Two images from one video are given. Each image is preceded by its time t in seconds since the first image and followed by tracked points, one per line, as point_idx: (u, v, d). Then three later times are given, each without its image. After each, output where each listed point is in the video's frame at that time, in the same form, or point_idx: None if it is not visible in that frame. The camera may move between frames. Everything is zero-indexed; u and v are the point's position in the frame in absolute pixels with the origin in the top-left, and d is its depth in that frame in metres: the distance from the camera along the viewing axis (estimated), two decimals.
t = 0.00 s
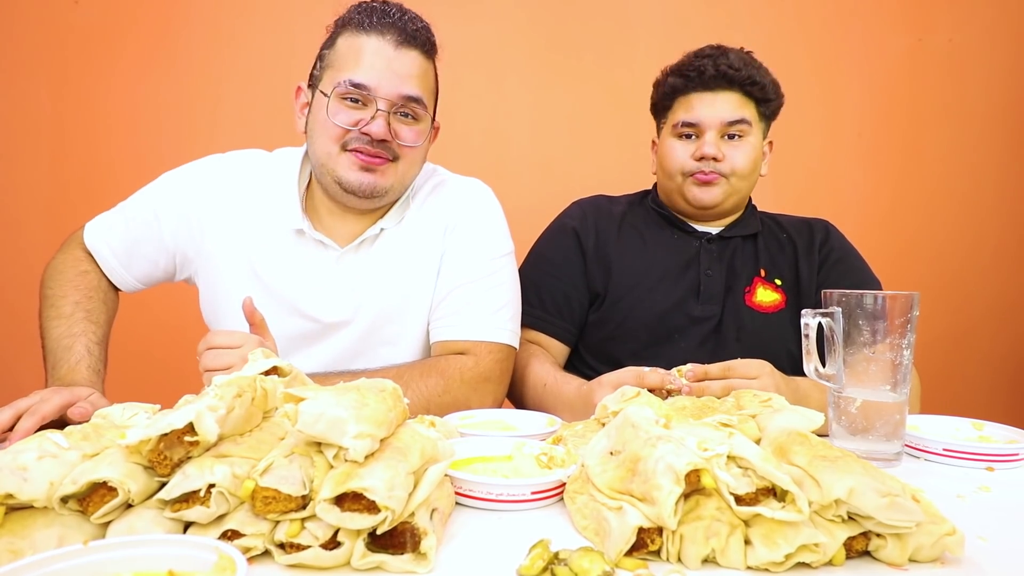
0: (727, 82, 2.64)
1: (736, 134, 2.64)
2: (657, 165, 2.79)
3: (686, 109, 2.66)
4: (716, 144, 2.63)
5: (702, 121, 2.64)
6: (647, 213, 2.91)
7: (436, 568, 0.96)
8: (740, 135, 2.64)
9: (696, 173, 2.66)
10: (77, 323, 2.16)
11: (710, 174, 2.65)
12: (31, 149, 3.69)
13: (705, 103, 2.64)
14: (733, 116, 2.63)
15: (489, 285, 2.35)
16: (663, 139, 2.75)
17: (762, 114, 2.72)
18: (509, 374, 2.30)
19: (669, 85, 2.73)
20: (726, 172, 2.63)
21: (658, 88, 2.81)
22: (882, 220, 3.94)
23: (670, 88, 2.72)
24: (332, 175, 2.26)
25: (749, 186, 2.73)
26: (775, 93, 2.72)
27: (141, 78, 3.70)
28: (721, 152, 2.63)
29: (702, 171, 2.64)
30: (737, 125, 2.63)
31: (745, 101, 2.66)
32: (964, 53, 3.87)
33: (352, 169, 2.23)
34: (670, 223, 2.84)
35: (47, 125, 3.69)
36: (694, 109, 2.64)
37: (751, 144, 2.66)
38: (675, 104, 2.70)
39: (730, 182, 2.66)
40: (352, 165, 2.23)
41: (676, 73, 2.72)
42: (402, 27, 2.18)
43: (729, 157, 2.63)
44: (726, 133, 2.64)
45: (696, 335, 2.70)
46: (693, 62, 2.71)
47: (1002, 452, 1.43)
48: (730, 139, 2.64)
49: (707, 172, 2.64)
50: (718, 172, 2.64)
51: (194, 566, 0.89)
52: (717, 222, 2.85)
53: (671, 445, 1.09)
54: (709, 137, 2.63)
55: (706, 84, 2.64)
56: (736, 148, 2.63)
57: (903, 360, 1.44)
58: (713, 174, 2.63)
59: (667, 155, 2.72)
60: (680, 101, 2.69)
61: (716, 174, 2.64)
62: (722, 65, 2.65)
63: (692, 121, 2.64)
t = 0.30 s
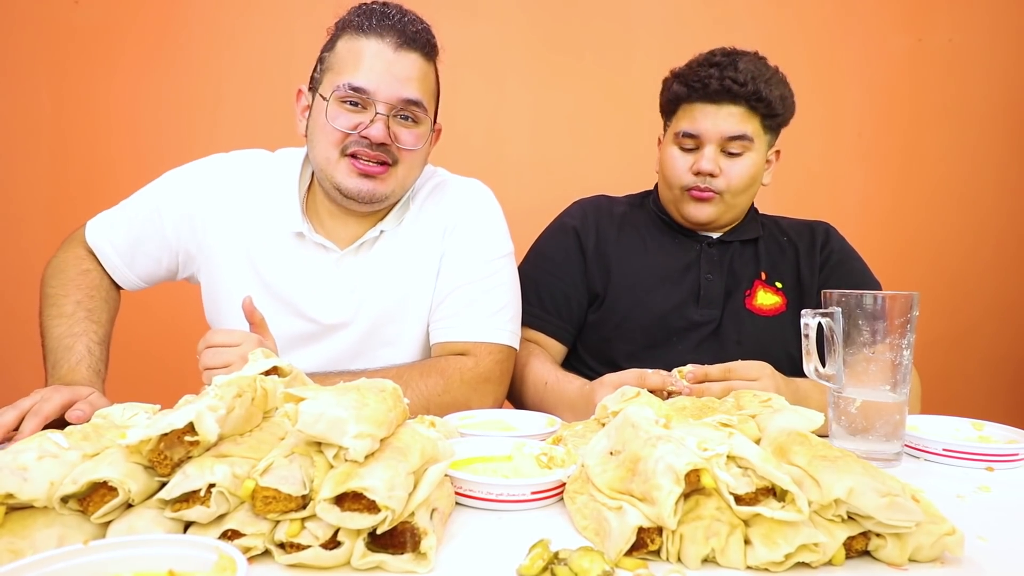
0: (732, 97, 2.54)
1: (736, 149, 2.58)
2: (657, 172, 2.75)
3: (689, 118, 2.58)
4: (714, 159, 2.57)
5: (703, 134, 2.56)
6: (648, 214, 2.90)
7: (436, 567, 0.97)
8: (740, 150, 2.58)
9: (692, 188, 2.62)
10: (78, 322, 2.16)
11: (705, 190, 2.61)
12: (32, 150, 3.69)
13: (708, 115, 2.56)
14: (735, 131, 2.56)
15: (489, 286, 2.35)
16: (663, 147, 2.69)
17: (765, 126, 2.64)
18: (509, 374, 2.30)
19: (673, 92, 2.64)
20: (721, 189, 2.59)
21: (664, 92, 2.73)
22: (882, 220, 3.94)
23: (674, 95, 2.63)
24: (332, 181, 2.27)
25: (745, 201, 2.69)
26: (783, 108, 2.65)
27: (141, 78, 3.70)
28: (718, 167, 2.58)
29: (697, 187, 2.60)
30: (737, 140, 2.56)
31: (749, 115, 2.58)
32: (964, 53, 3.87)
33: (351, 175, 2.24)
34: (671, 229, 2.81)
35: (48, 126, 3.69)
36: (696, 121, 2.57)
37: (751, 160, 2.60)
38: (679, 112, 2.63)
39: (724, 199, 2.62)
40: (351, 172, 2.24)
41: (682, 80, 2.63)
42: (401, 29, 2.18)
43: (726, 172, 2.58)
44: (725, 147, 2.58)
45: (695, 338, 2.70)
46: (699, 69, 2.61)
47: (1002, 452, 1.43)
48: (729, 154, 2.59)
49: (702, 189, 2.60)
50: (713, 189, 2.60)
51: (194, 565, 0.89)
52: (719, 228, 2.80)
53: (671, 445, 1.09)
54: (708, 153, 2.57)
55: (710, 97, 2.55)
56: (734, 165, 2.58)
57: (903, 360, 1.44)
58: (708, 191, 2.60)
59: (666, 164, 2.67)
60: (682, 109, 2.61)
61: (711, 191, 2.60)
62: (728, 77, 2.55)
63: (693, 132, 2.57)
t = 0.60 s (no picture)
0: (756, 103, 2.51)
1: (757, 154, 2.56)
2: (672, 180, 2.70)
3: (708, 124, 2.55)
4: (738, 165, 2.54)
5: (725, 140, 2.53)
6: (648, 217, 2.89)
7: (436, 567, 0.97)
8: (761, 155, 2.56)
9: (716, 197, 2.59)
10: (77, 322, 2.16)
11: (730, 199, 2.59)
12: (32, 150, 3.70)
13: (729, 121, 2.53)
14: (757, 136, 2.53)
15: (489, 287, 2.35)
16: (681, 155, 2.64)
17: (781, 129, 2.63)
18: (510, 374, 2.30)
19: (690, 98, 2.58)
20: (745, 195, 2.58)
21: (675, 96, 2.67)
22: (882, 221, 3.94)
23: (692, 101, 2.58)
24: (332, 189, 2.28)
25: (763, 204, 2.69)
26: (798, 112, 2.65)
27: (141, 79, 3.71)
28: (742, 174, 2.55)
29: (722, 195, 2.58)
30: (759, 145, 2.54)
31: (769, 120, 2.56)
32: (964, 54, 3.88)
33: (352, 185, 2.25)
34: (674, 233, 2.80)
35: (48, 126, 3.69)
36: (716, 127, 2.54)
37: (770, 164, 2.59)
38: (696, 118, 2.58)
39: (747, 206, 2.62)
40: (352, 181, 2.25)
41: (701, 86, 2.57)
42: (401, 33, 2.18)
43: (749, 177, 2.56)
44: (747, 152, 2.55)
45: (696, 342, 2.71)
46: (719, 76, 2.56)
47: (1002, 452, 1.43)
48: (751, 159, 2.56)
49: (727, 197, 2.58)
50: (738, 197, 2.58)
51: (193, 564, 0.89)
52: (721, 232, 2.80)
53: (671, 445, 1.09)
54: (731, 160, 2.54)
55: (733, 103, 2.52)
56: (757, 170, 2.56)
57: (903, 360, 1.44)
58: (733, 198, 2.58)
59: (684, 172, 2.62)
60: (700, 115, 2.57)
61: (736, 199, 2.59)
62: (751, 83, 2.52)
63: (715, 138, 2.54)
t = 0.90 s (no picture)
0: (744, 103, 2.52)
1: (744, 155, 2.56)
2: (661, 171, 2.73)
3: (699, 119, 2.56)
4: (721, 163, 2.55)
5: (712, 136, 2.54)
6: (646, 222, 2.88)
7: (436, 567, 0.97)
8: (748, 156, 2.56)
9: (694, 191, 2.60)
10: (79, 323, 2.16)
11: (707, 195, 2.60)
12: (33, 151, 3.70)
13: (719, 118, 2.54)
14: (745, 137, 2.54)
15: (487, 287, 2.34)
16: (670, 146, 2.66)
17: (777, 135, 2.63)
18: (510, 375, 2.30)
19: (685, 91, 2.60)
20: (724, 194, 2.58)
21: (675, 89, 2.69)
22: (882, 221, 3.94)
23: (686, 94, 2.60)
24: (331, 191, 2.27)
25: (748, 207, 2.68)
26: (795, 118, 2.65)
27: (141, 80, 3.71)
28: (724, 172, 2.56)
29: (700, 190, 2.59)
30: (746, 146, 2.55)
31: (760, 122, 2.56)
32: (964, 54, 3.88)
33: (351, 186, 2.25)
34: (671, 237, 2.80)
35: (49, 127, 3.69)
36: (705, 122, 2.55)
37: (757, 168, 2.59)
38: (689, 112, 2.60)
39: (727, 205, 2.61)
40: (350, 183, 2.24)
41: (695, 80, 2.60)
42: (394, 34, 2.17)
43: (732, 177, 2.56)
44: (734, 152, 2.56)
45: (696, 345, 2.71)
46: (714, 72, 2.57)
47: (1002, 452, 1.43)
48: (737, 159, 2.57)
49: (704, 192, 2.59)
50: (715, 194, 2.59)
51: (193, 565, 0.89)
52: (720, 233, 2.80)
53: (671, 445, 1.09)
54: (715, 156, 2.55)
55: (723, 100, 2.52)
56: (741, 171, 2.56)
57: (903, 360, 1.44)
58: (711, 194, 2.58)
59: (670, 164, 2.64)
60: (693, 109, 2.58)
61: (714, 196, 2.59)
62: (742, 82, 2.52)
63: (702, 134, 2.55)
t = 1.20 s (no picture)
0: (773, 112, 2.49)
1: (762, 163, 2.55)
2: (674, 169, 2.69)
3: (722, 123, 2.53)
4: (740, 170, 2.53)
5: (733, 141, 2.52)
6: (644, 225, 2.87)
7: (435, 568, 0.96)
8: (767, 164, 2.55)
9: (712, 194, 2.58)
10: (78, 322, 2.15)
11: (725, 199, 2.58)
12: (32, 150, 3.69)
13: (743, 124, 2.51)
14: (767, 146, 2.52)
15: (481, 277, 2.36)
16: (688, 146, 2.62)
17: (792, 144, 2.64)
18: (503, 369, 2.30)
19: (711, 92, 2.55)
20: (742, 199, 2.57)
21: (696, 88, 2.62)
22: (883, 220, 3.93)
23: (712, 95, 2.54)
24: (320, 172, 2.27)
25: (760, 211, 2.69)
26: (812, 131, 2.66)
27: (140, 78, 3.69)
28: (743, 178, 2.54)
29: (718, 193, 2.57)
30: (766, 155, 2.53)
31: (783, 133, 2.55)
32: (965, 53, 3.86)
33: (339, 167, 2.24)
34: (670, 240, 2.79)
35: (48, 126, 3.68)
36: (728, 126, 2.52)
37: (774, 176, 2.58)
38: (712, 113, 2.55)
39: (743, 208, 2.61)
40: (338, 163, 2.24)
41: (725, 83, 2.53)
42: (380, 17, 2.16)
43: (750, 184, 2.55)
44: (753, 159, 2.54)
45: (696, 348, 2.71)
46: (745, 76, 2.52)
47: (1002, 452, 1.43)
48: (756, 166, 2.55)
49: (722, 196, 2.57)
50: (733, 199, 2.58)
51: (191, 566, 0.89)
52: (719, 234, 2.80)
53: (671, 445, 1.09)
54: (735, 163, 2.53)
55: (751, 108, 2.49)
56: (760, 178, 2.55)
57: (905, 360, 1.44)
58: (727, 199, 2.57)
59: (687, 163, 2.61)
60: (716, 112, 2.54)
61: (731, 200, 2.58)
62: (774, 91, 2.50)
63: (724, 138, 2.52)
